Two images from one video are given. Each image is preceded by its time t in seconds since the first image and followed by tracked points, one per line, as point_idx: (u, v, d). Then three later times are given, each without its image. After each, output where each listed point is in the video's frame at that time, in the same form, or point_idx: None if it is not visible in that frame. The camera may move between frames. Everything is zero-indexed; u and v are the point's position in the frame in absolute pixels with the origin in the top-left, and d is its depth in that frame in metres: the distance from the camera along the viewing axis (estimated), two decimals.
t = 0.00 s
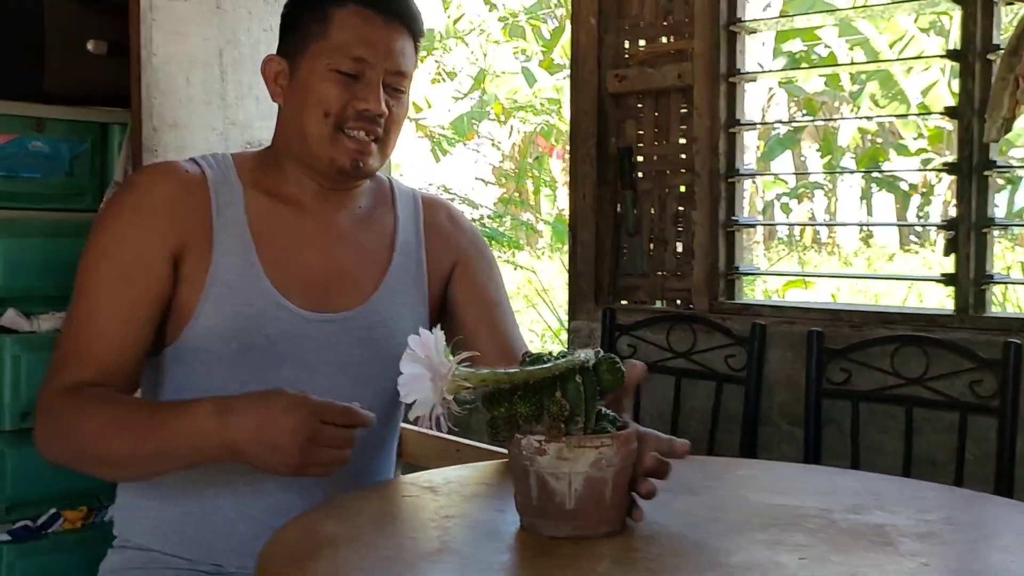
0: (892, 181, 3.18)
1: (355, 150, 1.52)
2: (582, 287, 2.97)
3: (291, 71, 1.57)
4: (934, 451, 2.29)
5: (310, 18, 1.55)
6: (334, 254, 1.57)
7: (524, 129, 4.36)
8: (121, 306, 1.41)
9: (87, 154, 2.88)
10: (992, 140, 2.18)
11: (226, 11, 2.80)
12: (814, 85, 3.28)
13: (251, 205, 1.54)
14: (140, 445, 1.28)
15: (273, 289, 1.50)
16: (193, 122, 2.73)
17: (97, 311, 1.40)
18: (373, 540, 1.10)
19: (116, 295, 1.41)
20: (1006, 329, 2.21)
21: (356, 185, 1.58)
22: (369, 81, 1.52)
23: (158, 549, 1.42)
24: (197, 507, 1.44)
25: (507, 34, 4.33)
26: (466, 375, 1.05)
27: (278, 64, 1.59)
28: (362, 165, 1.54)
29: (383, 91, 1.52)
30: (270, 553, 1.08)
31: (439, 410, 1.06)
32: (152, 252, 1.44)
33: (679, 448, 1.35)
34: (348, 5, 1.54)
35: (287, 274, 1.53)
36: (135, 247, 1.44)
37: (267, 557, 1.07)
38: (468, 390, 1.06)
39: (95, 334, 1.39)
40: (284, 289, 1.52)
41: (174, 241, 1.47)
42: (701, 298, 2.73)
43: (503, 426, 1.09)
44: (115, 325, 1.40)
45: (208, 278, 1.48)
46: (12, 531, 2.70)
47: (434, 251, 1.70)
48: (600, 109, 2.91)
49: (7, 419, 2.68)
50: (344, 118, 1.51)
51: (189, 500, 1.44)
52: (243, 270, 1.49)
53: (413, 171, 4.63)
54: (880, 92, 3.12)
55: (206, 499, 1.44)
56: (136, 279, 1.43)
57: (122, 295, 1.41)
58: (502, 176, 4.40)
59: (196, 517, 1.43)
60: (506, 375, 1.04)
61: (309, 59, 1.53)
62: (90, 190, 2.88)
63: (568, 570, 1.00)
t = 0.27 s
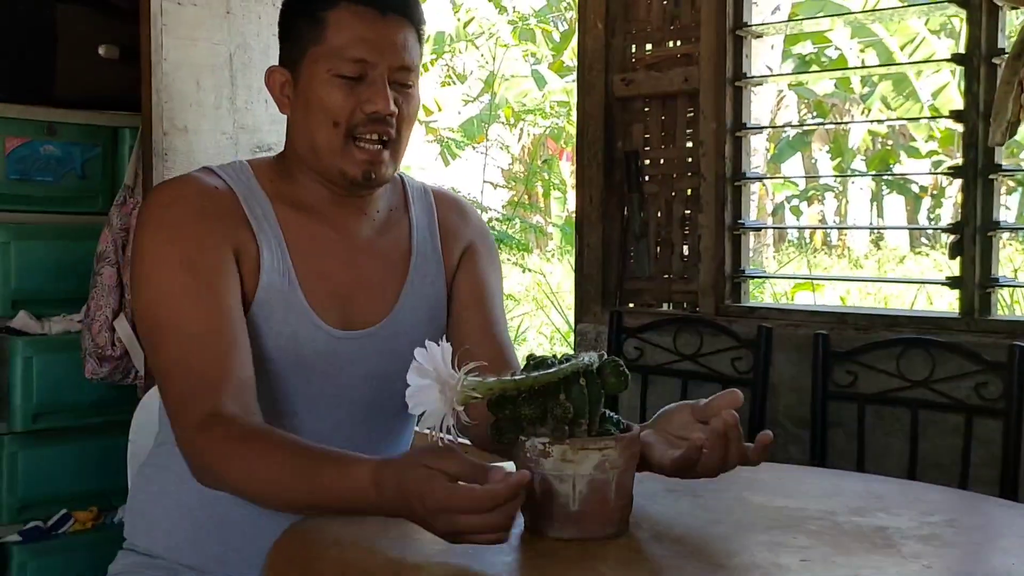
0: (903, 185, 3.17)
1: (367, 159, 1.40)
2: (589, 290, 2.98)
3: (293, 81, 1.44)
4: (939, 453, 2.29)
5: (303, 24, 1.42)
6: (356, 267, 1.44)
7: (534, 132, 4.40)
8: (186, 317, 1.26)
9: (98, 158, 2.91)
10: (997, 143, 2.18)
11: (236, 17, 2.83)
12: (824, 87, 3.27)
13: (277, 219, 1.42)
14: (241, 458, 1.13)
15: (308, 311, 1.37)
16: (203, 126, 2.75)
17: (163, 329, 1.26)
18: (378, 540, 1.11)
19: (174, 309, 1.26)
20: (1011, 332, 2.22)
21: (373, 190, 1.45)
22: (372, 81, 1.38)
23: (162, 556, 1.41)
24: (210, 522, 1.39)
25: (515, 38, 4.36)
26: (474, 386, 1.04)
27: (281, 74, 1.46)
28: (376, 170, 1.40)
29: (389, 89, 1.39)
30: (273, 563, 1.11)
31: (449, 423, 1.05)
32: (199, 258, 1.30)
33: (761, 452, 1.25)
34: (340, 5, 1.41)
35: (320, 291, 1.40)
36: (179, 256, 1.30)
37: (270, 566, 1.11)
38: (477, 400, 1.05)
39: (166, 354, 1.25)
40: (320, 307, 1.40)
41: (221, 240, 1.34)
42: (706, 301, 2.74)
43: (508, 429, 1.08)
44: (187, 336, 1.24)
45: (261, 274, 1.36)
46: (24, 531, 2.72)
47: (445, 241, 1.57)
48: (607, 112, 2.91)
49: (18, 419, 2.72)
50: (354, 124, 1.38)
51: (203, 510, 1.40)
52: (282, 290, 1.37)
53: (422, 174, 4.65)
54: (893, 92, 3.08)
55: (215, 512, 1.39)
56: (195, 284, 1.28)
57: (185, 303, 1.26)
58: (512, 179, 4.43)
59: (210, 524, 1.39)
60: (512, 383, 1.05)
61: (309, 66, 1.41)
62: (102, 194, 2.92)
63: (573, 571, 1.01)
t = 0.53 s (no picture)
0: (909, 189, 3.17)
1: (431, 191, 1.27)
2: (592, 294, 2.99)
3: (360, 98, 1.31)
4: (942, 457, 2.29)
5: (376, 37, 1.28)
6: (406, 291, 1.36)
7: (540, 137, 4.40)
8: (255, 347, 1.15)
9: (104, 163, 2.93)
10: (998, 148, 2.18)
11: (241, 22, 2.84)
12: (830, 92, 3.26)
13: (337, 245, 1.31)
14: (327, 501, 1.07)
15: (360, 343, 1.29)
16: (207, 131, 2.76)
17: (229, 361, 1.15)
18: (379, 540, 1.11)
19: (239, 340, 1.15)
20: (1013, 336, 2.22)
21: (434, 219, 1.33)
22: (446, 109, 1.24)
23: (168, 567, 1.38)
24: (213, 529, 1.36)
25: (522, 43, 4.36)
26: (471, 384, 1.06)
27: (347, 88, 1.33)
28: (442, 205, 1.28)
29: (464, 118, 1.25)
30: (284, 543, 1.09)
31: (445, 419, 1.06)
32: (262, 281, 1.19)
33: (753, 459, 1.16)
34: (419, 22, 1.26)
35: (371, 321, 1.32)
36: (240, 279, 1.18)
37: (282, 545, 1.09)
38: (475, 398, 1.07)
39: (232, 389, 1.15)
40: (373, 341, 1.32)
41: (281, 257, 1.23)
42: (709, 305, 2.74)
43: (508, 431, 1.08)
44: (256, 368, 1.14)
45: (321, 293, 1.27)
46: (28, 535, 2.73)
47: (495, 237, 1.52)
48: (610, 117, 2.92)
49: (24, 424, 2.74)
50: (423, 155, 1.25)
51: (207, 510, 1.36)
52: (335, 318, 1.27)
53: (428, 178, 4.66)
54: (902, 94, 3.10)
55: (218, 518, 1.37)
56: (263, 309, 1.17)
57: (252, 333, 1.16)
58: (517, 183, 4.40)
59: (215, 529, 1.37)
60: (510, 382, 1.05)
61: (379, 86, 1.27)
62: (108, 198, 2.94)
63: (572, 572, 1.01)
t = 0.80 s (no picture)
0: (913, 184, 3.17)
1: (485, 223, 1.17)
2: (594, 286, 2.97)
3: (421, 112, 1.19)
4: (944, 449, 2.28)
5: (447, 51, 1.17)
6: (442, 299, 1.32)
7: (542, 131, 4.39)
8: (279, 333, 1.10)
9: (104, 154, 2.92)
10: (1002, 138, 2.17)
11: (241, 13, 2.83)
12: (833, 85, 3.24)
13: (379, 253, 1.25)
14: (325, 492, 1.04)
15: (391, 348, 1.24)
16: (208, 122, 2.76)
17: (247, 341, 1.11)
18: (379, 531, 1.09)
19: (265, 323, 1.11)
20: (1016, 327, 2.21)
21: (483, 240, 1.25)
22: (514, 142, 1.13)
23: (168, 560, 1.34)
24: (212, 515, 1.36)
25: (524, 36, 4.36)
26: (470, 372, 1.04)
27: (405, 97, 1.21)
28: (493, 237, 1.19)
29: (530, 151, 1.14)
30: (281, 535, 1.07)
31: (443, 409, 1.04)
32: (301, 267, 1.14)
33: (720, 438, 1.21)
34: (497, 45, 1.14)
35: (406, 328, 1.27)
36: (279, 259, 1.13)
37: (281, 536, 1.07)
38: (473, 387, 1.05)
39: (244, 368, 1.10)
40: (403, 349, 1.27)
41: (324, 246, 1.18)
42: (710, 297, 2.73)
43: (506, 421, 1.08)
44: (276, 356, 1.10)
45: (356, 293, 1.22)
46: (28, 526, 2.73)
47: (542, 224, 1.48)
48: (612, 108, 2.91)
49: (23, 414, 2.74)
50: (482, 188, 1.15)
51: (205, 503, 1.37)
52: (370, 321, 1.23)
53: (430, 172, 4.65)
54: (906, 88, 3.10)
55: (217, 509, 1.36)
56: (295, 297, 1.12)
57: (279, 319, 1.11)
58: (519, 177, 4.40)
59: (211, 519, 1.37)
60: (510, 372, 1.04)
61: (442, 105, 1.16)
62: (108, 189, 2.93)
63: (572, 561, 1.00)
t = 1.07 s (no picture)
0: (909, 187, 3.17)
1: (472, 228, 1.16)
2: (591, 289, 2.97)
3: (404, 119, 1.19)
4: (942, 453, 2.28)
5: (425, 55, 1.17)
6: (434, 306, 1.31)
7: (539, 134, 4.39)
8: (273, 337, 1.10)
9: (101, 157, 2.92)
10: (999, 141, 2.17)
11: (239, 17, 2.83)
12: (829, 88, 3.24)
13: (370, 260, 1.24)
14: (314, 496, 1.03)
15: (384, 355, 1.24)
16: (205, 125, 2.75)
17: (241, 344, 1.10)
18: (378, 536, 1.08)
19: (260, 327, 1.10)
20: (1014, 331, 2.21)
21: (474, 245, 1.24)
22: (494, 143, 1.12)
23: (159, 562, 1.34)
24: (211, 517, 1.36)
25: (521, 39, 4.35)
26: (469, 379, 1.03)
27: (386, 105, 1.22)
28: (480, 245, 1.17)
29: (512, 153, 1.13)
30: (277, 542, 1.07)
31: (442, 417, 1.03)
32: (296, 271, 1.14)
33: (718, 434, 1.14)
34: (473, 45, 1.14)
35: (399, 338, 1.27)
36: (275, 262, 1.13)
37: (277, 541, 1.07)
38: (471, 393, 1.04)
39: (237, 372, 1.09)
40: (396, 357, 1.26)
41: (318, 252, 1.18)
42: (708, 300, 2.72)
43: (503, 426, 1.07)
44: (270, 360, 1.09)
45: (348, 299, 1.22)
46: (24, 530, 2.72)
47: (533, 228, 1.47)
48: (609, 111, 2.90)
49: (20, 419, 2.75)
50: (466, 192, 1.14)
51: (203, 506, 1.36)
52: (363, 327, 1.22)
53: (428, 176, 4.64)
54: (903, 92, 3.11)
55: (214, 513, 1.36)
56: (290, 303, 1.12)
57: (274, 324, 1.11)
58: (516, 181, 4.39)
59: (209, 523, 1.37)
60: (508, 377, 1.03)
61: (423, 108, 1.16)
62: (105, 192, 2.93)
63: (569, 567, 0.99)
